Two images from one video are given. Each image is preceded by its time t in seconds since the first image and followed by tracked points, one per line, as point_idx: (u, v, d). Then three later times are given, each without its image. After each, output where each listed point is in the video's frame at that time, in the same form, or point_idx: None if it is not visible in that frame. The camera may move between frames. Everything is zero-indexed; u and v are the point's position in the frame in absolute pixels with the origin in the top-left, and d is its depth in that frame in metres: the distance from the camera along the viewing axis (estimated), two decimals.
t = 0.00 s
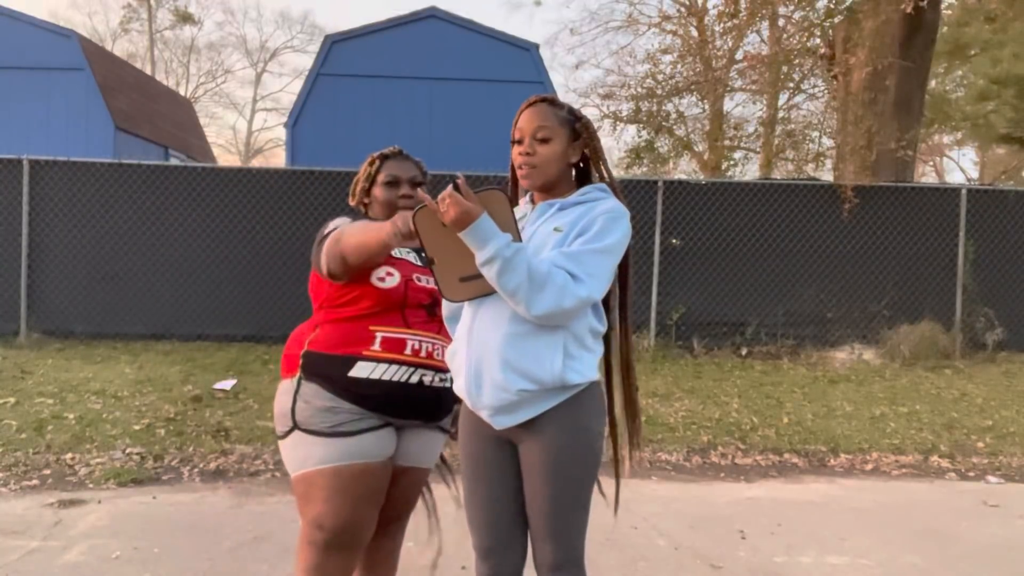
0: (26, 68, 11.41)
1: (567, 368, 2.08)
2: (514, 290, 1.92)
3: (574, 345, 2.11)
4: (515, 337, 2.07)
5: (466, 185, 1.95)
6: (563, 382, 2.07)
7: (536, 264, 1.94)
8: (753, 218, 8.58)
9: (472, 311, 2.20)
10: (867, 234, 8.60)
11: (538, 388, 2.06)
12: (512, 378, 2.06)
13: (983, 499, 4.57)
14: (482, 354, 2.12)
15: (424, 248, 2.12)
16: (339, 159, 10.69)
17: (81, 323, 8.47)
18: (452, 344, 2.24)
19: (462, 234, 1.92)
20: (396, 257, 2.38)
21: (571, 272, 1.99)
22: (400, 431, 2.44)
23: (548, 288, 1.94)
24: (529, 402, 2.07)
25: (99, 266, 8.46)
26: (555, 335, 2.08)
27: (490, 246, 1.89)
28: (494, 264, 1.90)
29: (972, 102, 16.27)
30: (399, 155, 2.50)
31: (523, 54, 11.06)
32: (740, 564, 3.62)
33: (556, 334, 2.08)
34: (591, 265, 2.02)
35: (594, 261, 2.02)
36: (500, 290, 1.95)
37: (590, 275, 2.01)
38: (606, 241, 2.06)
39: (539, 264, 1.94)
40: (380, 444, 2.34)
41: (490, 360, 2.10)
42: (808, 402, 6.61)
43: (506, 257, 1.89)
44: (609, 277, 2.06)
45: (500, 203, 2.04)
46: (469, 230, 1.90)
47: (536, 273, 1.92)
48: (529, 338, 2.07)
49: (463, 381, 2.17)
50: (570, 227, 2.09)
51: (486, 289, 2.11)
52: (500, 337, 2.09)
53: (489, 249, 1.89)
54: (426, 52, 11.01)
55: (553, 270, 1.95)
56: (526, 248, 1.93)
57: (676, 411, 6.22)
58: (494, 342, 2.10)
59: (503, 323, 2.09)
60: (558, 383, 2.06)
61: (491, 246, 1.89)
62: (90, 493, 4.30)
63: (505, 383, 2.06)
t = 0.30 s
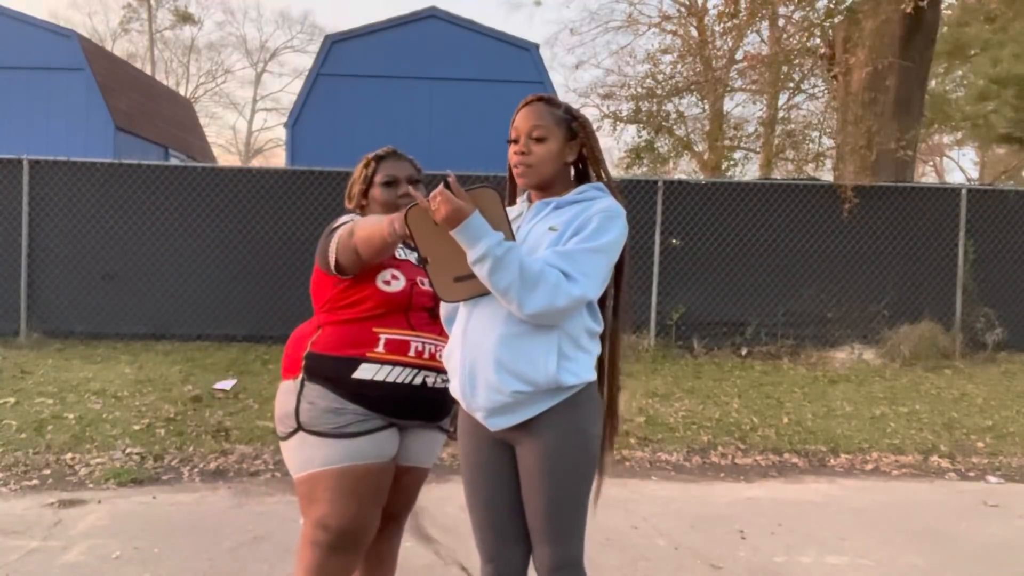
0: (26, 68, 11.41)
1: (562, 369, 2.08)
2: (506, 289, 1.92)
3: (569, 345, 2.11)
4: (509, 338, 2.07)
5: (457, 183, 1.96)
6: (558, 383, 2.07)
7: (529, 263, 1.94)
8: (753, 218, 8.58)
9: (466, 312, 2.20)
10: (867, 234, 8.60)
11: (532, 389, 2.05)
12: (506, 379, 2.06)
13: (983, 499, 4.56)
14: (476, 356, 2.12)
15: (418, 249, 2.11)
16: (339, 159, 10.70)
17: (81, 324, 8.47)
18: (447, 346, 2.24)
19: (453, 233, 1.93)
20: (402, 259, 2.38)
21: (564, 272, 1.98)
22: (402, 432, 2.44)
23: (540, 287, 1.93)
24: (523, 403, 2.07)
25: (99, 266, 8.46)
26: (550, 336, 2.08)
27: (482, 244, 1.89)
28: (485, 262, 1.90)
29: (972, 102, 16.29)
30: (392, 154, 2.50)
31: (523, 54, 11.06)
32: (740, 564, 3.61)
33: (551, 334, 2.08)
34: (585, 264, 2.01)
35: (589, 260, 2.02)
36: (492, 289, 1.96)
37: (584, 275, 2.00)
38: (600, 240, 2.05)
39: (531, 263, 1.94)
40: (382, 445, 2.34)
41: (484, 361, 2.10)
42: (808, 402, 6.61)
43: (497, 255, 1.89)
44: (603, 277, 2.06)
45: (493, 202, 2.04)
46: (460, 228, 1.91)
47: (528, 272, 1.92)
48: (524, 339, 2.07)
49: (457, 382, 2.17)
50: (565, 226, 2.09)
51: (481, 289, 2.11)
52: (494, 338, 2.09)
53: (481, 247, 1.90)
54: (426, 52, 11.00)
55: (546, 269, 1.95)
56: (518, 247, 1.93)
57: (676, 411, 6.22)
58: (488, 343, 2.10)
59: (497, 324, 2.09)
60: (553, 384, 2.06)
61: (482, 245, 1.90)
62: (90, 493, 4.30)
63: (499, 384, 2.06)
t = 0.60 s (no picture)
0: (26, 68, 11.41)
1: (559, 371, 2.07)
2: (503, 291, 1.92)
3: (566, 347, 2.10)
4: (507, 341, 2.07)
5: (452, 182, 1.96)
6: (555, 385, 2.06)
7: (525, 265, 1.93)
8: (753, 218, 8.58)
9: (464, 313, 2.21)
10: (867, 234, 8.61)
11: (530, 391, 2.05)
12: (503, 381, 2.06)
13: (983, 499, 4.56)
14: (474, 357, 2.12)
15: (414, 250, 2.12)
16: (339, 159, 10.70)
17: (81, 324, 8.47)
18: (446, 347, 2.24)
19: (449, 234, 1.93)
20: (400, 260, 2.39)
21: (562, 273, 1.98)
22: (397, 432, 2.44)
23: (537, 288, 1.93)
24: (520, 405, 2.07)
25: (98, 266, 8.46)
26: (547, 338, 2.08)
27: (478, 245, 1.90)
28: (481, 264, 1.90)
29: (972, 102, 16.30)
30: (386, 151, 2.50)
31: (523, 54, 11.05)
32: (741, 564, 3.61)
33: (548, 336, 2.08)
34: (582, 265, 2.01)
35: (587, 262, 2.02)
36: (489, 291, 1.96)
37: (581, 276, 2.00)
38: (598, 242, 2.05)
39: (528, 265, 1.94)
40: (376, 443, 2.34)
41: (481, 362, 2.10)
42: (808, 402, 6.61)
43: (492, 256, 1.89)
44: (601, 279, 2.06)
45: (490, 203, 2.05)
46: (456, 229, 1.91)
47: (525, 274, 1.92)
48: (522, 341, 2.07)
49: (455, 384, 2.17)
50: (564, 228, 2.09)
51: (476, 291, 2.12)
52: (491, 340, 2.09)
53: (477, 248, 1.90)
54: (426, 52, 11.00)
55: (543, 270, 1.95)
56: (515, 248, 1.92)
57: (676, 411, 6.22)
58: (487, 344, 2.10)
59: (495, 326, 2.09)
60: (550, 386, 2.05)
61: (478, 245, 1.90)
62: (90, 493, 4.30)
63: (496, 386, 2.07)
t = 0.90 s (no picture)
0: (26, 68, 11.41)
1: (556, 371, 2.07)
2: (500, 290, 1.92)
3: (565, 348, 2.10)
4: (505, 341, 2.07)
5: (450, 181, 1.97)
6: (552, 386, 2.06)
7: (523, 264, 1.93)
8: (753, 218, 8.58)
9: (464, 313, 2.21)
10: (867, 233, 8.61)
11: (527, 392, 2.05)
12: (500, 381, 2.06)
13: (983, 499, 4.56)
14: (472, 357, 2.13)
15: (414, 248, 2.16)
16: (338, 159, 10.70)
17: (81, 324, 8.47)
18: (445, 347, 2.25)
19: (447, 232, 1.94)
20: (375, 262, 2.35)
21: (560, 273, 1.98)
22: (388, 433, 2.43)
23: (534, 288, 1.93)
24: (517, 406, 2.07)
25: (98, 266, 8.47)
26: (545, 339, 2.07)
27: (475, 244, 1.90)
28: (478, 263, 1.91)
29: (972, 102, 16.32)
30: (393, 153, 2.51)
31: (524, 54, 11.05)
32: (740, 564, 3.61)
33: (546, 336, 2.07)
34: (580, 266, 2.01)
35: (585, 262, 2.02)
36: (486, 290, 1.96)
37: (579, 276, 2.00)
38: (597, 243, 2.05)
39: (525, 264, 1.94)
40: (364, 445, 2.34)
41: (479, 363, 2.10)
42: (808, 402, 6.61)
43: (490, 256, 1.89)
44: (600, 279, 2.05)
45: (488, 202, 2.05)
46: (454, 228, 1.92)
47: (522, 273, 1.92)
48: (519, 341, 2.07)
49: (454, 384, 2.17)
50: (563, 228, 2.09)
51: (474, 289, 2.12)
52: (489, 340, 2.09)
53: (474, 247, 1.90)
54: (426, 52, 11.01)
55: (540, 270, 1.95)
56: (512, 248, 1.93)
57: (676, 411, 6.22)
58: (485, 344, 2.10)
59: (493, 326, 2.09)
60: (547, 387, 2.05)
61: (475, 244, 1.90)
62: (90, 493, 4.30)
63: (493, 385, 2.07)
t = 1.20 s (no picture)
0: (26, 68, 11.40)
1: (555, 371, 2.07)
2: (497, 288, 1.92)
3: (564, 348, 2.10)
4: (504, 340, 2.07)
5: (447, 178, 1.98)
6: (551, 386, 2.06)
7: (520, 262, 1.93)
8: (752, 218, 8.58)
9: (464, 313, 2.21)
10: (867, 233, 8.61)
11: (526, 391, 2.05)
12: (499, 380, 2.06)
13: (983, 499, 4.56)
14: (471, 355, 2.13)
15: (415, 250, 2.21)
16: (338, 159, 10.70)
17: (81, 324, 8.47)
18: (445, 346, 2.25)
19: (445, 229, 1.95)
20: (334, 263, 2.35)
21: (559, 272, 1.98)
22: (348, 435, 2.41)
23: (533, 286, 1.93)
24: (515, 405, 2.07)
25: (98, 266, 8.47)
26: (544, 339, 2.07)
27: (473, 241, 1.91)
28: (475, 260, 1.91)
29: (972, 103, 16.30)
30: (358, 153, 2.49)
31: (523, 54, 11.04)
32: (740, 564, 3.61)
33: (546, 335, 2.07)
34: (579, 264, 2.01)
35: (585, 261, 2.01)
36: (484, 288, 1.96)
37: (578, 275, 2.00)
38: (595, 242, 2.04)
39: (523, 262, 1.94)
40: (310, 448, 2.33)
41: (478, 362, 2.11)
42: (808, 402, 6.61)
43: (487, 253, 1.89)
44: (600, 278, 2.05)
45: (485, 200, 2.06)
46: (451, 225, 1.93)
47: (519, 271, 1.92)
48: (518, 341, 2.07)
49: (454, 383, 2.18)
50: (563, 227, 2.09)
51: (472, 291, 2.14)
52: (487, 339, 2.09)
53: (471, 244, 1.91)
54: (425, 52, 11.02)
55: (539, 269, 1.95)
56: (510, 245, 1.93)
57: (676, 411, 6.22)
58: (484, 343, 2.10)
59: (492, 325, 2.09)
60: (546, 386, 2.05)
61: (472, 242, 1.91)
62: (90, 493, 4.30)
63: (492, 384, 2.07)
